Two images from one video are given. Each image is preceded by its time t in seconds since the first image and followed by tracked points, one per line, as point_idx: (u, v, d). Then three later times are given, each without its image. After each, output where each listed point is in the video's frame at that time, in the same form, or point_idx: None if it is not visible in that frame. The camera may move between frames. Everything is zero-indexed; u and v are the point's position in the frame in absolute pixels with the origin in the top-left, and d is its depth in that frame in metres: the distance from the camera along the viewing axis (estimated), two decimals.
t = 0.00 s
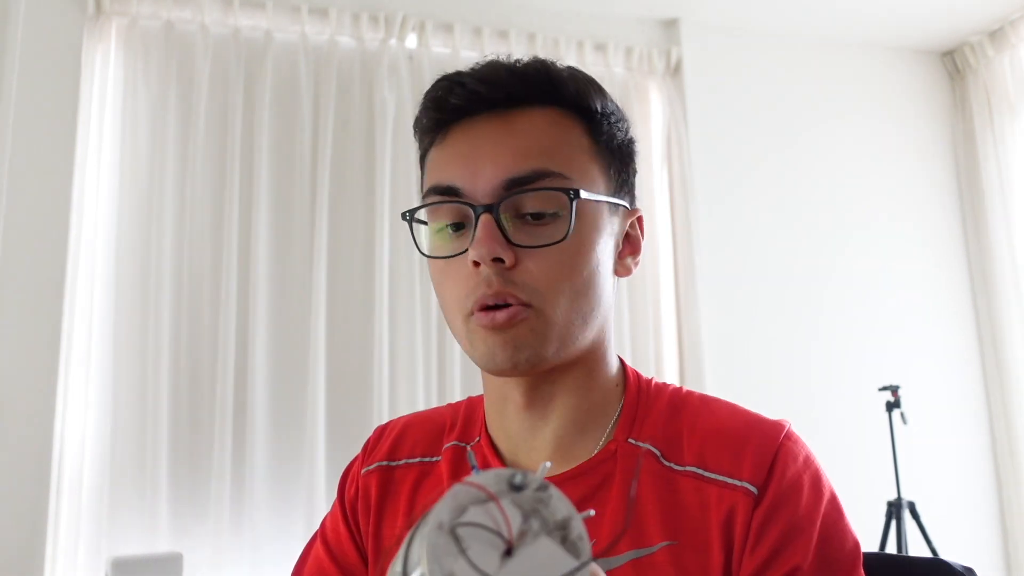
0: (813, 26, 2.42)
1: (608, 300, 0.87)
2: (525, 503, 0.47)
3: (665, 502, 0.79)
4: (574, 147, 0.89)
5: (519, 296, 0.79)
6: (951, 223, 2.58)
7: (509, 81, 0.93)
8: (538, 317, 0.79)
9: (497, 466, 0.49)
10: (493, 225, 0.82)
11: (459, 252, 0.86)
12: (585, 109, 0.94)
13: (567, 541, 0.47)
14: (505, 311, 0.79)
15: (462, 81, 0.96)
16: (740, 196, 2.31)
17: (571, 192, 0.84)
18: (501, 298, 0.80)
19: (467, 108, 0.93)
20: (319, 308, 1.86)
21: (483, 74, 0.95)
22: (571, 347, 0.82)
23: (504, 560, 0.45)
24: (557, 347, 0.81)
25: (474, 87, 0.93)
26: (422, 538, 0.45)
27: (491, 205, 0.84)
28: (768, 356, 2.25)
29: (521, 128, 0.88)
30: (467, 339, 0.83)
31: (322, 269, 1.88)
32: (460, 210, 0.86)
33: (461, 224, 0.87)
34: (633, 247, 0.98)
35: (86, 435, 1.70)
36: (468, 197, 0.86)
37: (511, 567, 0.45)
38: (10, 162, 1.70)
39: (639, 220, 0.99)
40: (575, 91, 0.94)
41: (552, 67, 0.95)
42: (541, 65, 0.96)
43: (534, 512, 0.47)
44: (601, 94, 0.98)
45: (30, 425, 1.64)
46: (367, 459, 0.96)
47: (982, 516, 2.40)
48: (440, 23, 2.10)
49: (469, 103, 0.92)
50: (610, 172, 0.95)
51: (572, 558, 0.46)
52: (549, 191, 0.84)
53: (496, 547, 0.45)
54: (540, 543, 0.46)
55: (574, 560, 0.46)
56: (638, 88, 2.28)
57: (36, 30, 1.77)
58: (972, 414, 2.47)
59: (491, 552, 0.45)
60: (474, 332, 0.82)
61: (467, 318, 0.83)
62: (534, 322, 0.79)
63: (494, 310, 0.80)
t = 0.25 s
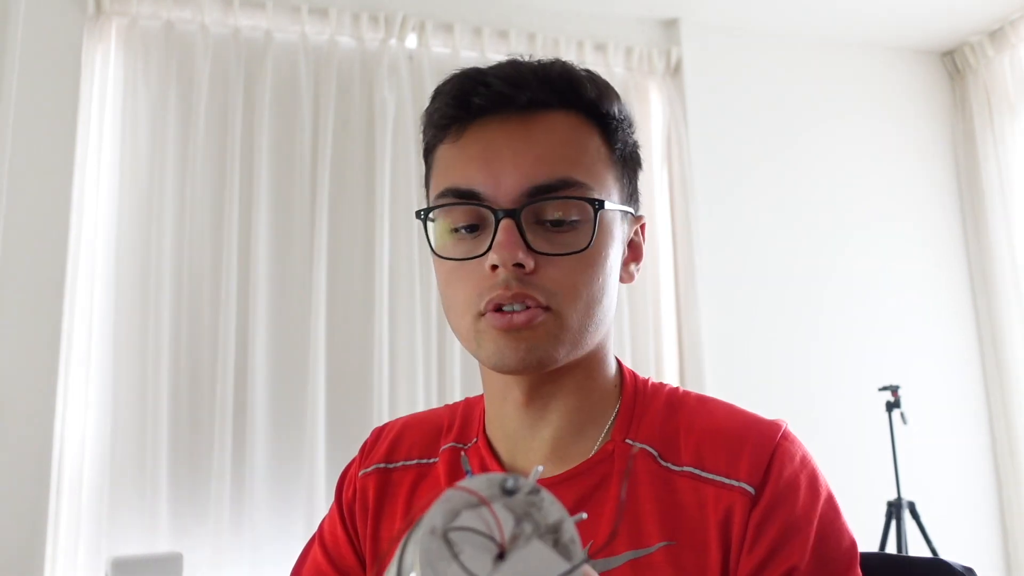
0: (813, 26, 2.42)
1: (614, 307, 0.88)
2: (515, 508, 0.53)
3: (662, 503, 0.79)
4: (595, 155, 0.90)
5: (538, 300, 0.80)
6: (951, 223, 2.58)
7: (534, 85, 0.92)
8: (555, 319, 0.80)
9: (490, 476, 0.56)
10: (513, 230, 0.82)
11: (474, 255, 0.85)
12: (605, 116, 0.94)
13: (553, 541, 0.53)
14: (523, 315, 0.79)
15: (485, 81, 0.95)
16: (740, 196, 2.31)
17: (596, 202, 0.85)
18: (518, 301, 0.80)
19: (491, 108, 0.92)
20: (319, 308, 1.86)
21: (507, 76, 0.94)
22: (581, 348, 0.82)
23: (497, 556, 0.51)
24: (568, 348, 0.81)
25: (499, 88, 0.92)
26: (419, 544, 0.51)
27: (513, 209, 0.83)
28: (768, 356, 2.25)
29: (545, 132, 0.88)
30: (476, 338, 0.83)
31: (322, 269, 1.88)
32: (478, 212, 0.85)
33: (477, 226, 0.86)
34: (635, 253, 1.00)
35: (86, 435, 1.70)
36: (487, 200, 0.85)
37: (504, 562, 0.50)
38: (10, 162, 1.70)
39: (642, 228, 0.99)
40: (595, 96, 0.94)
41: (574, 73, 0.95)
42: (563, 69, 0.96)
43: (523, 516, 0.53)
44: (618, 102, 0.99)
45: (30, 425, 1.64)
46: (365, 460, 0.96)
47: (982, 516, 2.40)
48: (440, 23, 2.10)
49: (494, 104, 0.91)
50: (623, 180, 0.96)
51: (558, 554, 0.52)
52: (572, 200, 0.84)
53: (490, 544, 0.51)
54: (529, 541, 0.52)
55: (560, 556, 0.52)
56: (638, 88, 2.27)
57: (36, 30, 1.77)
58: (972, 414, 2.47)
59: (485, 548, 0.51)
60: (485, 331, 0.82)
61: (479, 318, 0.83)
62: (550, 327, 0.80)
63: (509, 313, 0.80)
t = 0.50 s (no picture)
0: (813, 26, 2.42)
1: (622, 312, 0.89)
2: (497, 503, 0.55)
3: (658, 503, 0.79)
4: (625, 162, 0.91)
5: (550, 291, 0.79)
6: (951, 223, 2.58)
7: (582, 84, 0.93)
8: (564, 314, 0.80)
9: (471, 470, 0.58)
10: (538, 219, 0.82)
11: (495, 239, 0.85)
12: (642, 129, 0.96)
13: (536, 536, 0.55)
14: (534, 302, 0.79)
15: (535, 73, 0.96)
16: (741, 196, 2.31)
17: (623, 207, 0.86)
18: (531, 287, 0.79)
19: (536, 97, 0.92)
20: (319, 308, 1.86)
21: (557, 72, 0.95)
22: (585, 348, 0.83)
23: (478, 548, 0.53)
24: (574, 345, 0.81)
25: (548, 81, 0.93)
26: (399, 539, 0.54)
27: (541, 199, 0.84)
28: (768, 356, 2.25)
29: (584, 131, 0.89)
30: (483, 321, 0.82)
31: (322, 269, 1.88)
32: (506, 198, 0.86)
33: (502, 210, 0.86)
34: (646, 269, 1.00)
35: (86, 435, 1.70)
36: (516, 187, 0.86)
37: (484, 554, 0.53)
38: (10, 163, 1.70)
39: (657, 246, 1.00)
40: (637, 112, 0.95)
41: (621, 82, 0.97)
42: (611, 76, 0.97)
43: (505, 511, 0.55)
44: (656, 118, 1.00)
45: (31, 425, 1.64)
46: (359, 464, 0.95)
47: (982, 516, 2.40)
48: (440, 23, 2.10)
49: (539, 94, 0.92)
50: (647, 191, 0.97)
51: (536, 543, 0.55)
52: (600, 201, 0.85)
53: (470, 536, 0.53)
54: (508, 533, 0.54)
55: (538, 545, 0.55)
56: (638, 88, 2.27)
57: (36, 30, 1.77)
58: (972, 414, 2.47)
59: (464, 541, 0.53)
60: (493, 315, 0.81)
61: (489, 301, 0.82)
62: (560, 319, 0.80)
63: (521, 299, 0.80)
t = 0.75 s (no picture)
0: (813, 26, 2.42)
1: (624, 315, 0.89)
2: (488, 494, 0.43)
3: (661, 502, 0.79)
4: (628, 166, 0.91)
5: (563, 303, 0.79)
6: (951, 223, 2.58)
7: (580, 89, 0.93)
8: (577, 325, 0.80)
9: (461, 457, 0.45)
10: (546, 230, 0.81)
11: (501, 252, 0.84)
12: (640, 129, 0.97)
13: (535, 527, 0.43)
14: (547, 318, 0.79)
15: (532, 78, 0.95)
16: (741, 197, 2.31)
17: (630, 212, 0.86)
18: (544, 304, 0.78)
19: (536, 104, 0.91)
20: (319, 308, 1.86)
21: (553, 77, 0.95)
22: (595, 353, 0.83)
23: (469, 555, 0.41)
24: (586, 353, 0.81)
25: (546, 87, 0.93)
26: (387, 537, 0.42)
27: (547, 210, 0.83)
28: (768, 356, 2.25)
29: (586, 136, 0.88)
30: (493, 337, 0.82)
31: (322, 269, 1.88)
32: (511, 210, 0.85)
33: (506, 221, 0.85)
34: (645, 264, 1.00)
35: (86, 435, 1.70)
36: (521, 198, 0.85)
37: (478, 561, 0.41)
38: (10, 162, 1.70)
39: (654, 239, 0.99)
40: (632, 110, 0.96)
41: (616, 83, 0.97)
42: (607, 77, 0.97)
43: (498, 502, 0.43)
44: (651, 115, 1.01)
45: (31, 425, 1.64)
46: (363, 467, 0.96)
47: (982, 516, 2.40)
48: (440, 23, 2.10)
49: (539, 101, 0.91)
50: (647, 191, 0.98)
51: (536, 548, 0.43)
52: (606, 208, 0.85)
53: (461, 538, 0.41)
54: (504, 534, 0.42)
55: (538, 549, 0.43)
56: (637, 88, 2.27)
57: (36, 29, 1.77)
58: (972, 415, 2.47)
59: (455, 545, 0.41)
60: (504, 331, 0.81)
61: (499, 317, 0.81)
62: (572, 332, 0.79)
63: (533, 316, 0.80)
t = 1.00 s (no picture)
0: (813, 26, 2.42)
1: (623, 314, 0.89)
2: (456, 501, 0.43)
3: (662, 503, 0.78)
4: (628, 163, 0.92)
5: (569, 303, 0.79)
6: (951, 223, 2.58)
7: (579, 87, 0.93)
8: (583, 325, 0.80)
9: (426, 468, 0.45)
10: (550, 230, 0.82)
11: (504, 252, 0.84)
12: (638, 127, 0.97)
13: (508, 521, 0.43)
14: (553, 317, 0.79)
15: (531, 77, 0.95)
16: (741, 197, 2.31)
17: (634, 212, 0.87)
18: (549, 305, 0.79)
19: (537, 104, 0.91)
20: (319, 308, 1.86)
21: (552, 76, 0.94)
22: (598, 352, 0.84)
23: (451, 561, 0.41)
24: (589, 352, 0.82)
25: (546, 86, 0.92)
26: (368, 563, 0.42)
27: (550, 209, 0.83)
28: (768, 356, 2.25)
29: (586, 134, 0.89)
30: (497, 337, 0.82)
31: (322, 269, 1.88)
32: (513, 209, 0.85)
33: (507, 221, 0.85)
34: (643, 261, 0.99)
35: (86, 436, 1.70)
36: (523, 198, 0.85)
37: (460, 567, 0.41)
38: (10, 161, 1.70)
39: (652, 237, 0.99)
40: (630, 107, 0.96)
41: (613, 81, 0.97)
42: (605, 76, 0.97)
43: (466, 506, 0.43)
44: (648, 112, 1.01)
45: (31, 425, 1.64)
46: (360, 476, 0.96)
47: (982, 516, 2.40)
48: (440, 23, 2.10)
49: (540, 100, 0.91)
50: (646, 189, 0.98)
51: (515, 541, 0.42)
52: (608, 206, 0.85)
53: (438, 549, 0.41)
54: (481, 535, 0.42)
55: (518, 541, 0.42)
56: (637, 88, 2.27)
57: (36, 28, 1.77)
58: (972, 415, 2.47)
59: (434, 558, 0.41)
60: (509, 331, 0.81)
61: (503, 318, 0.81)
62: (578, 332, 0.80)
63: (539, 316, 0.79)
